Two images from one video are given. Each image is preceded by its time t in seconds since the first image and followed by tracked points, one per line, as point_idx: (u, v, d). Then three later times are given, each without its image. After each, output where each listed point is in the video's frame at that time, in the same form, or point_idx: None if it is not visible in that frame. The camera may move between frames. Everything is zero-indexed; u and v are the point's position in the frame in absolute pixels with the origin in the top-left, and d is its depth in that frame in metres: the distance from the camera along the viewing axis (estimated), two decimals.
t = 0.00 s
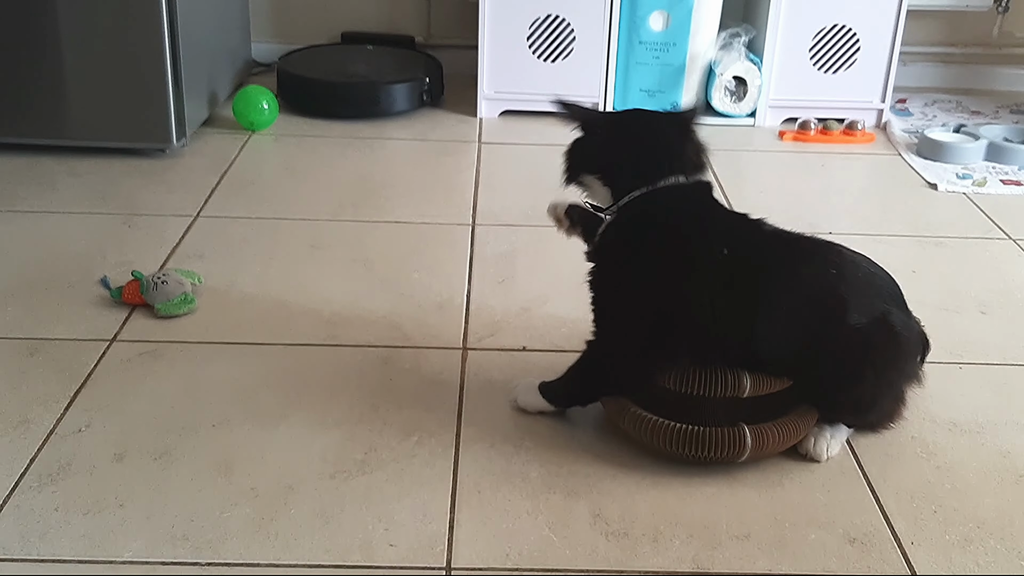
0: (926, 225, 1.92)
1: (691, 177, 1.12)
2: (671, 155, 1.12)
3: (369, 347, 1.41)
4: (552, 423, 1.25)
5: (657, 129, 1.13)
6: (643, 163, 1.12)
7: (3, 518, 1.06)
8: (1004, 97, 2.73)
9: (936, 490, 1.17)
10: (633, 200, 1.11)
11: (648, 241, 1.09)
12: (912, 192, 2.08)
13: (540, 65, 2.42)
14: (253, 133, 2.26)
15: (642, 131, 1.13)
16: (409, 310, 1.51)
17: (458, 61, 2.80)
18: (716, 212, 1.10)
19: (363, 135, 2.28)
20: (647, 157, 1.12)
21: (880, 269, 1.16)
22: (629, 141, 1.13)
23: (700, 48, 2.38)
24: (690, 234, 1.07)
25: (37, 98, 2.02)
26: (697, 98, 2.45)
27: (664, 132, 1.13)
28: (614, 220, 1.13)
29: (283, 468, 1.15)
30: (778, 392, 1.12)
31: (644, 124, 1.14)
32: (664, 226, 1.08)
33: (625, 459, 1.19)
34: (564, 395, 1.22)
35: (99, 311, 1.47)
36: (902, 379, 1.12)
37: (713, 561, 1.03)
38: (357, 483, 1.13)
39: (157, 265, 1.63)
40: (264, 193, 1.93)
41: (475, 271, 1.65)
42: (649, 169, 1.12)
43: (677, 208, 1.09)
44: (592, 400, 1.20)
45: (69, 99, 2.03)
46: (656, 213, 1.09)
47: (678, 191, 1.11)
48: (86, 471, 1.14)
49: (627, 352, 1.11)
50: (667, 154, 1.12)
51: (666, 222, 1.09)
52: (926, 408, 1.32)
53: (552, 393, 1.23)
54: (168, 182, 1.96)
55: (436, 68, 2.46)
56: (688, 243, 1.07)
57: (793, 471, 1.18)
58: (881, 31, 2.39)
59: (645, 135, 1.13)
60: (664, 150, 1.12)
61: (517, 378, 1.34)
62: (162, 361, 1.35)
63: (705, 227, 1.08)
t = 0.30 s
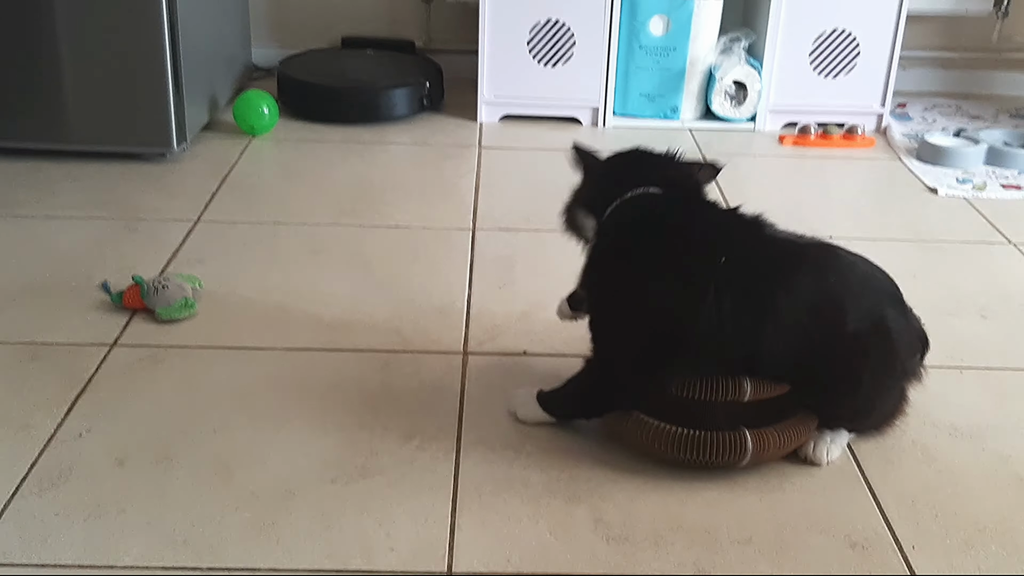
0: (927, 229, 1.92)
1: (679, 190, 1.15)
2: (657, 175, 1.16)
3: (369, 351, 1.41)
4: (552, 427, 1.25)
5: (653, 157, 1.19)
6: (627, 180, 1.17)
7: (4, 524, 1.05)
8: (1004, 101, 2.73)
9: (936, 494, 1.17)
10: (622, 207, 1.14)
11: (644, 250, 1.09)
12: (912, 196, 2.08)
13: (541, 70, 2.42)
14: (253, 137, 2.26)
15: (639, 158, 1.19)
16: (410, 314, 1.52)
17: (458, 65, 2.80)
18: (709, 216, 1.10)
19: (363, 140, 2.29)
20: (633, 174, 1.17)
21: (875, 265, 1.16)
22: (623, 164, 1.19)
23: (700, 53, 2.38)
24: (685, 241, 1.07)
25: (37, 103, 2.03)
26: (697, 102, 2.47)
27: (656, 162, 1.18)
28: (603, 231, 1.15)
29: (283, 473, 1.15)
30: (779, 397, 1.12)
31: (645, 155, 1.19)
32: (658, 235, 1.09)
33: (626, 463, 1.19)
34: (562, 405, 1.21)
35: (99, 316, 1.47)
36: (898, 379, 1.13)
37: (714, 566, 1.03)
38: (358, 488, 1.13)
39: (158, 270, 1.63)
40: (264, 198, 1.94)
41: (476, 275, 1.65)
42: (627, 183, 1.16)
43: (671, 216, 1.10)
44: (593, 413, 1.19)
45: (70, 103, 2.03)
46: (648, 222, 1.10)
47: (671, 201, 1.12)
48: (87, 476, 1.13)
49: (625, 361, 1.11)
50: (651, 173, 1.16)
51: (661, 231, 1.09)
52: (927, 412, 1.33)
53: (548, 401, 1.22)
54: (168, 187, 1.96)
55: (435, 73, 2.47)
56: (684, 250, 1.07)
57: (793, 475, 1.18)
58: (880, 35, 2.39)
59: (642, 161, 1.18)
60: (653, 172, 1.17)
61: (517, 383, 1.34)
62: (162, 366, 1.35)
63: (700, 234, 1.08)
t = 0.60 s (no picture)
0: (924, 235, 1.92)
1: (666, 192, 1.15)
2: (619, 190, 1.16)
3: (366, 357, 1.41)
4: (549, 433, 1.25)
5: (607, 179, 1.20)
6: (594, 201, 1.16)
7: None
8: (1001, 108, 2.74)
9: (933, 500, 1.17)
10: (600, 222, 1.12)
11: (639, 250, 1.09)
12: (908, 202, 2.09)
13: (539, 76, 2.42)
14: (251, 144, 2.27)
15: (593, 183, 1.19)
16: (407, 320, 1.52)
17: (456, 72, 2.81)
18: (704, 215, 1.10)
19: (361, 146, 2.29)
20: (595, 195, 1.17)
21: (871, 271, 1.17)
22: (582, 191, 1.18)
23: (697, 60, 2.39)
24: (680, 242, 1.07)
25: (35, 110, 2.03)
26: (695, 108, 2.47)
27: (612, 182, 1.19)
28: (591, 255, 1.13)
29: (279, 480, 1.15)
30: (774, 401, 1.12)
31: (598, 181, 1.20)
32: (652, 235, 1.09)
33: (623, 469, 1.19)
34: (559, 411, 1.21)
35: (96, 322, 1.47)
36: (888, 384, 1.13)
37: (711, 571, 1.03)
38: (355, 494, 1.13)
39: (155, 276, 1.63)
40: (262, 204, 1.94)
41: (473, 281, 1.65)
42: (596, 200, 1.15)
43: (664, 217, 1.10)
44: (590, 416, 1.20)
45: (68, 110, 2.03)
46: (643, 220, 1.10)
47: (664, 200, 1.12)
48: (83, 482, 1.13)
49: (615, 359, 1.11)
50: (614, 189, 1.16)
51: (656, 230, 1.09)
52: (924, 418, 1.33)
53: (545, 406, 1.23)
54: (166, 193, 1.97)
55: (433, 79, 2.47)
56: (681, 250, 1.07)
57: (790, 480, 1.18)
58: (877, 41, 2.40)
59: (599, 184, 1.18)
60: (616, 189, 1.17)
61: (514, 389, 1.34)
62: (159, 372, 1.35)
63: (694, 236, 1.08)
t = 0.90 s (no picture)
0: (921, 238, 1.92)
1: (664, 196, 1.16)
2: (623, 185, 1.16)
3: (364, 361, 1.41)
4: (547, 437, 1.25)
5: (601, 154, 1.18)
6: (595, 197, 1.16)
7: None
8: (998, 110, 2.75)
9: (931, 503, 1.17)
10: (606, 228, 1.14)
11: (636, 258, 1.10)
12: (905, 205, 2.09)
13: (536, 80, 2.42)
14: (249, 148, 2.27)
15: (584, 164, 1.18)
16: (405, 324, 1.52)
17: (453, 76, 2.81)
18: (701, 223, 1.11)
19: (358, 151, 2.29)
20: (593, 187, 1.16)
21: (873, 279, 1.16)
22: (576, 179, 1.17)
23: (694, 64, 2.39)
24: (674, 248, 1.08)
25: (33, 115, 2.03)
26: (692, 112, 2.47)
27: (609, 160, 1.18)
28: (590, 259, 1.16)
29: (278, 484, 1.15)
30: (773, 405, 1.13)
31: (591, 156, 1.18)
32: (648, 244, 1.10)
33: (620, 472, 1.19)
34: (558, 416, 1.22)
35: (94, 327, 1.47)
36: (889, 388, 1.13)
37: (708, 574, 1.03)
38: (353, 498, 1.13)
39: (153, 281, 1.63)
40: (260, 209, 1.94)
41: (471, 285, 1.65)
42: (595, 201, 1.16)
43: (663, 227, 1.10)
44: (589, 421, 1.20)
45: (65, 115, 2.03)
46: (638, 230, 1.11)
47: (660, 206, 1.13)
48: (82, 487, 1.13)
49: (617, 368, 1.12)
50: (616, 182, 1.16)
51: (651, 238, 1.10)
52: (921, 421, 1.33)
53: (543, 410, 1.23)
54: (164, 198, 1.97)
55: (431, 83, 2.48)
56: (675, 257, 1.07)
57: (787, 483, 1.18)
58: (874, 45, 2.40)
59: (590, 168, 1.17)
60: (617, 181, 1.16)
61: (512, 392, 1.34)
62: (157, 377, 1.35)
63: (690, 248, 1.08)
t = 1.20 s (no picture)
0: (914, 236, 1.93)
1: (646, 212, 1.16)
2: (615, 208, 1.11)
3: (360, 361, 1.42)
4: (542, 435, 1.26)
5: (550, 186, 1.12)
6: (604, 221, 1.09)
7: None
8: (992, 107, 2.76)
9: (923, 500, 1.18)
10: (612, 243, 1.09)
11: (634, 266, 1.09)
12: (899, 202, 2.10)
13: (531, 77, 2.43)
14: (244, 147, 2.27)
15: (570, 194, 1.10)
16: (400, 324, 1.52)
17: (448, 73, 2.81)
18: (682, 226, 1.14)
19: (354, 149, 2.29)
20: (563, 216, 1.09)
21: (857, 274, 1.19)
22: (581, 205, 1.09)
23: (689, 61, 2.40)
24: (669, 250, 1.09)
25: (27, 114, 2.03)
26: (687, 109, 2.48)
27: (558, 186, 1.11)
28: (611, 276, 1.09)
29: (274, 483, 1.16)
30: (767, 401, 1.13)
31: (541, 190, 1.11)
32: (642, 248, 1.09)
33: (615, 470, 1.20)
34: (551, 420, 1.22)
35: (90, 327, 1.48)
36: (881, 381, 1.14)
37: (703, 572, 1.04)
38: (350, 497, 1.14)
39: (149, 281, 1.63)
40: (255, 208, 1.94)
41: (466, 284, 1.66)
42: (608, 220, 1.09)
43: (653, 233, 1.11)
44: (584, 424, 1.20)
45: (60, 115, 2.03)
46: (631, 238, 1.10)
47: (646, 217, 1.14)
48: (78, 488, 1.14)
49: (614, 374, 1.11)
50: (608, 205, 1.11)
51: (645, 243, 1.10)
52: (914, 418, 1.34)
53: (537, 412, 1.23)
54: (159, 197, 1.97)
55: (426, 81, 2.48)
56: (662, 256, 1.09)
57: (781, 480, 1.19)
58: (868, 41, 2.41)
59: (551, 197, 1.10)
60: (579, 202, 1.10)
61: (507, 391, 1.35)
62: (153, 377, 1.36)
63: (683, 249, 1.09)
